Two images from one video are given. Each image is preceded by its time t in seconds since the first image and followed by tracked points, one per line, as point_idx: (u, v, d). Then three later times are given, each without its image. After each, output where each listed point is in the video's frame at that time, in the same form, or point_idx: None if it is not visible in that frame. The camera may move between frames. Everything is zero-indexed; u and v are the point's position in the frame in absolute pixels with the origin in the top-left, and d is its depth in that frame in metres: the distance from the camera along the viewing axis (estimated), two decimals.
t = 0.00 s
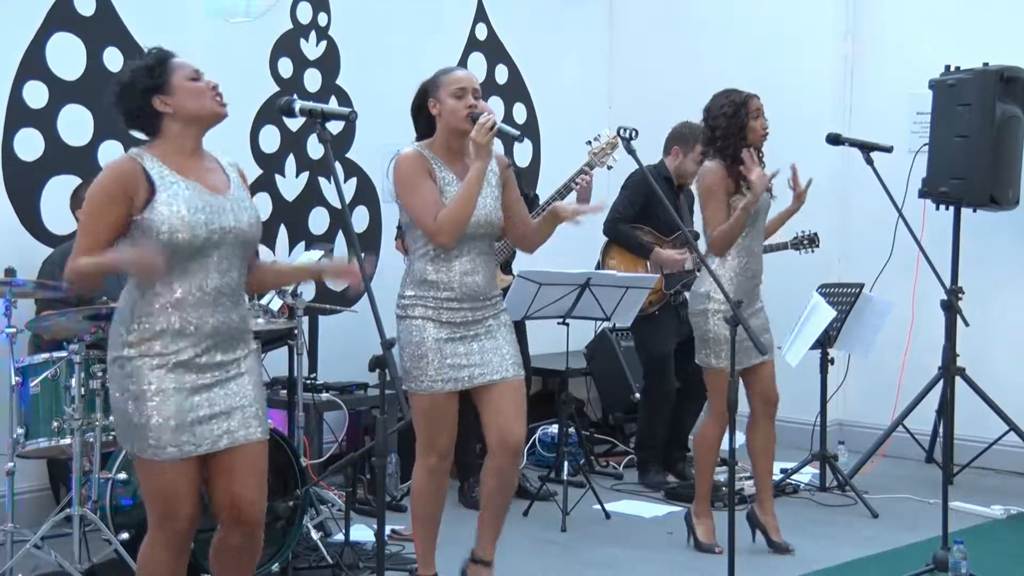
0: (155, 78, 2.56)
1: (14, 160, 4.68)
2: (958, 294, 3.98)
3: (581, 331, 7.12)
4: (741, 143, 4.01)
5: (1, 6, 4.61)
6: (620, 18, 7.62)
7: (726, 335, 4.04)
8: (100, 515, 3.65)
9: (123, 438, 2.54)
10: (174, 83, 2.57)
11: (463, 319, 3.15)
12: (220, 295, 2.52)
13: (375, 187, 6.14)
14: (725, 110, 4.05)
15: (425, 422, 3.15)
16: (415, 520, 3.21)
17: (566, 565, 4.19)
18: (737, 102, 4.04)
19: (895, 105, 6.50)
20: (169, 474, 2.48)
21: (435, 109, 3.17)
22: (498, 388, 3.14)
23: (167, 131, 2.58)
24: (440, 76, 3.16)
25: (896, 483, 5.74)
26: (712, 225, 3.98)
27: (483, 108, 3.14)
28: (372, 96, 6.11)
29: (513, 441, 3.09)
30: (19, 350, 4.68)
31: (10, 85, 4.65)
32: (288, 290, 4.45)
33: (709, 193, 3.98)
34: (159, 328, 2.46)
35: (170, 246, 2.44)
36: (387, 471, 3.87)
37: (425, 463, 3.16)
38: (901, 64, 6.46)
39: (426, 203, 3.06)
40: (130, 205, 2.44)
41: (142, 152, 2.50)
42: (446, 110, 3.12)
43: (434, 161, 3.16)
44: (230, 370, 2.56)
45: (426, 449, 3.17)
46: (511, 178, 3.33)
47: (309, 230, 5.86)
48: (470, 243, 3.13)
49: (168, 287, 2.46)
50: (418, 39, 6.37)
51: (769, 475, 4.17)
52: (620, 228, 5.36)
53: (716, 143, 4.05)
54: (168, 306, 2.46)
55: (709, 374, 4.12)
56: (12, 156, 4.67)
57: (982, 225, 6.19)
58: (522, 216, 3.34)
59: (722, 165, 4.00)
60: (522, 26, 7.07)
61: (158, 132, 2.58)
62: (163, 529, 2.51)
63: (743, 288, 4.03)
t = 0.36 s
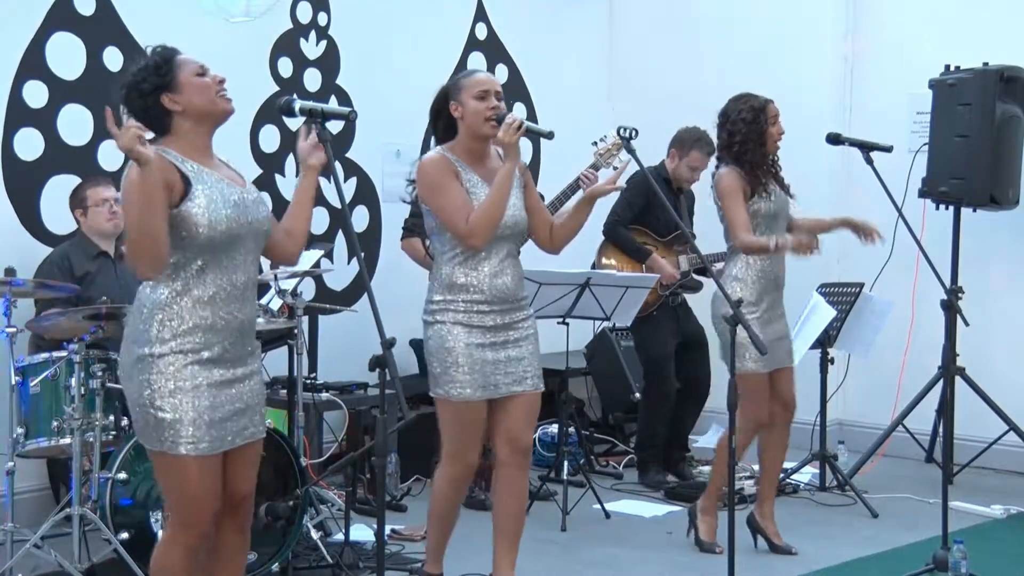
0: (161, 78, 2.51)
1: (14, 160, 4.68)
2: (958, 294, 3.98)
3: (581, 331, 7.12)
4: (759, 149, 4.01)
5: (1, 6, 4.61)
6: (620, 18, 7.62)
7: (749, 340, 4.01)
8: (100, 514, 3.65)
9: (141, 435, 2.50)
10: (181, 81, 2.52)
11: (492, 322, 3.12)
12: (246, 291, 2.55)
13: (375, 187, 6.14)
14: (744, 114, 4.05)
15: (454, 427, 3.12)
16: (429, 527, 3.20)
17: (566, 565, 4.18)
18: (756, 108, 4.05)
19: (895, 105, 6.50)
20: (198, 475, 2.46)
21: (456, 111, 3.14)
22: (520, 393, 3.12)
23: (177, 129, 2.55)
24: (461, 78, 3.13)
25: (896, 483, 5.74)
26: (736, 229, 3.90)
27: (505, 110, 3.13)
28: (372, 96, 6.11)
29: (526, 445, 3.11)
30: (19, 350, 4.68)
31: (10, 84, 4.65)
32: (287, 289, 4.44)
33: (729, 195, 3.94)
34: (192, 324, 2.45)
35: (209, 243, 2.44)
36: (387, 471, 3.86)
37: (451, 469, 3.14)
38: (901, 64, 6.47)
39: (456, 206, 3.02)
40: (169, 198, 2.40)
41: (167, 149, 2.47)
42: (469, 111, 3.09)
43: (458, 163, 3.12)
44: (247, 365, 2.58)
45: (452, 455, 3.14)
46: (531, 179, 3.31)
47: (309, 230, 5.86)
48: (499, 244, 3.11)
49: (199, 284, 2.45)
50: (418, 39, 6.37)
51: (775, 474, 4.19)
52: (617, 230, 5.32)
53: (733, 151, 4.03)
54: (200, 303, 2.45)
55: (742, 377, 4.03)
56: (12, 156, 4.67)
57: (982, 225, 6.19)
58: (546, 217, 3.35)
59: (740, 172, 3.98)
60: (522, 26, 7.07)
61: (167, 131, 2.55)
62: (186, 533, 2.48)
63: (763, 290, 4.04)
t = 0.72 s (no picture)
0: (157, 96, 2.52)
1: (14, 159, 4.68)
2: (959, 293, 3.97)
3: (581, 331, 7.12)
4: (755, 160, 4.05)
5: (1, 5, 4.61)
6: (620, 18, 7.62)
7: (793, 345, 3.95)
8: (100, 514, 3.65)
9: (152, 448, 2.48)
10: (174, 99, 2.51)
11: (515, 331, 3.05)
12: (248, 300, 2.53)
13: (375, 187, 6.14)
14: (740, 129, 4.14)
15: (501, 444, 2.98)
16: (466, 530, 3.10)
17: (566, 565, 4.18)
18: (753, 120, 4.12)
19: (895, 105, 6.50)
20: (218, 480, 2.43)
21: (479, 123, 3.08)
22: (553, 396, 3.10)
23: (176, 148, 2.54)
24: (484, 89, 3.07)
25: (896, 483, 5.74)
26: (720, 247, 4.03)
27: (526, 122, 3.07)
28: (372, 96, 6.11)
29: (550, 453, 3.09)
30: (19, 349, 4.68)
31: (10, 84, 4.65)
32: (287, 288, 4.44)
33: (717, 211, 4.02)
34: (195, 334, 2.44)
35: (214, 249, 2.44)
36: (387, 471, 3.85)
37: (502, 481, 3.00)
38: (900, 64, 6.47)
39: (476, 215, 2.95)
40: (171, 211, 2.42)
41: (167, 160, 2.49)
42: (491, 123, 3.03)
43: (482, 172, 3.05)
44: (252, 376, 2.56)
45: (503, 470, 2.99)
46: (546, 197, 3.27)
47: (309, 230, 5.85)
48: (518, 255, 3.03)
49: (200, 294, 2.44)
50: (417, 39, 6.37)
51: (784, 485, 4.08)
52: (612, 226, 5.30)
53: (730, 161, 4.10)
54: (205, 309, 2.44)
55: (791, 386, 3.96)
56: (12, 156, 4.67)
57: (982, 225, 6.19)
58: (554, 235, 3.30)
59: (732, 184, 4.03)
60: (522, 26, 7.07)
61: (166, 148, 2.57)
62: (215, 539, 2.42)
63: (785, 300, 3.99)
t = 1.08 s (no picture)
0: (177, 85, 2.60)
1: (14, 160, 4.68)
2: (959, 293, 3.97)
3: (581, 331, 7.12)
4: (771, 147, 3.99)
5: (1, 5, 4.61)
6: (620, 18, 7.62)
7: (763, 330, 3.96)
8: (100, 514, 3.66)
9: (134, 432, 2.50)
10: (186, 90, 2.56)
11: (514, 322, 3.01)
12: (234, 295, 2.50)
13: (376, 187, 6.14)
14: (761, 114, 4.05)
15: (506, 420, 2.91)
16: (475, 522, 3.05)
17: (566, 565, 4.18)
18: (773, 107, 4.03)
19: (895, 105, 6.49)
20: (191, 465, 2.43)
21: (488, 110, 3.07)
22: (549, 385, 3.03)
23: (193, 137, 2.58)
24: (493, 76, 3.05)
25: (896, 483, 5.73)
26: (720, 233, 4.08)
27: (534, 110, 3.02)
28: (373, 96, 6.12)
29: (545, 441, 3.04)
30: (19, 349, 4.68)
31: (10, 84, 4.65)
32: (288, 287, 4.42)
33: (725, 195, 4.04)
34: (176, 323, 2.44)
35: (188, 243, 2.43)
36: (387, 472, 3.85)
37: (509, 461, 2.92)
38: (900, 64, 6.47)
39: (475, 206, 2.96)
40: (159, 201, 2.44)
41: (173, 152, 2.52)
42: (497, 110, 3.01)
43: (490, 161, 3.04)
44: (240, 372, 2.53)
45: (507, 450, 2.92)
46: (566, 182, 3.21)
47: (309, 230, 5.86)
48: (521, 246, 3.01)
49: (182, 284, 2.46)
50: (417, 39, 6.37)
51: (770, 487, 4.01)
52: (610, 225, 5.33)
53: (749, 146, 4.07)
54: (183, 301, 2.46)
55: (756, 373, 3.98)
56: (12, 156, 4.67)
57: (982, 225, 6.19)
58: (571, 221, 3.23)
59: (742, 169, 4.04)
60: (522, 26, 7.08)
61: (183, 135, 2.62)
62: (188, 524, 2.43)
63: (774, 288, 4.00)
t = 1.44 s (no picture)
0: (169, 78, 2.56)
1: (14, 160, 4.68)
2: (959, 292, 3.97)
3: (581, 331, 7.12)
4: (777, 138, 3.99)
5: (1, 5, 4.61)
6: (621, 18, 7.62)
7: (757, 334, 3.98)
8: (100, 513, 3.67)
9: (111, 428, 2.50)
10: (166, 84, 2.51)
11: (514, 323, 2.98)
12: (203, 294, 2.42)
13: (376, 186, 6.14)
14: (765, 108, 4.07)
15: (485, 431, 2.95)
16: (476, 544, 2.98)
17: (566, 565, 4.18)
18: (776, 99, 4.05)
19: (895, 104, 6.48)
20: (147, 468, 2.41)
21: (487, 107, 3.02)
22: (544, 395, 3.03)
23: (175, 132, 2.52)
24: (492, 72, 3.01)
25: (896, 483, 5.73)
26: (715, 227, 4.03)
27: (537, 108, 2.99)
28: (372, 96, 6.12)
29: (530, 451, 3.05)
30: (19, 349, 4.68)
31: (10, 84, 4.65)
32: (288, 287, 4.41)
33: (726, 189, 4.01)
34: (142, 322, 2.39)
35: (147, 240, 2.38)
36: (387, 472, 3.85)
37: (487, 472, 2.96)
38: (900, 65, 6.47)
39: (471, 206, 2.94)
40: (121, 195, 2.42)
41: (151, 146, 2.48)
42: (498, 108, 2.97)
43: (483, 160, 3.02)
44: (212, 372, 2.45)
45: (487, 459, 2.96)
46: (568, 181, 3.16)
47: (309, 229, 5.86)
48: (519, 245, 2.97)
49: (147, 281, 2.40)
50: (417, 39, 6.37)
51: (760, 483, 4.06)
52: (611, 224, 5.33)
53: (753, 141, 4.06)
54: (146, 299, 2.39)
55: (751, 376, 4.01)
56: (12, 156, 4.67)
57: (982, 225, 6.19)
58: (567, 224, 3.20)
59: (745, 164, 4.00)
60: (522, 26, 7.08)
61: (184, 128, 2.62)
62: (144, 522, 2.43)
63: (772, 288, 4.00)
